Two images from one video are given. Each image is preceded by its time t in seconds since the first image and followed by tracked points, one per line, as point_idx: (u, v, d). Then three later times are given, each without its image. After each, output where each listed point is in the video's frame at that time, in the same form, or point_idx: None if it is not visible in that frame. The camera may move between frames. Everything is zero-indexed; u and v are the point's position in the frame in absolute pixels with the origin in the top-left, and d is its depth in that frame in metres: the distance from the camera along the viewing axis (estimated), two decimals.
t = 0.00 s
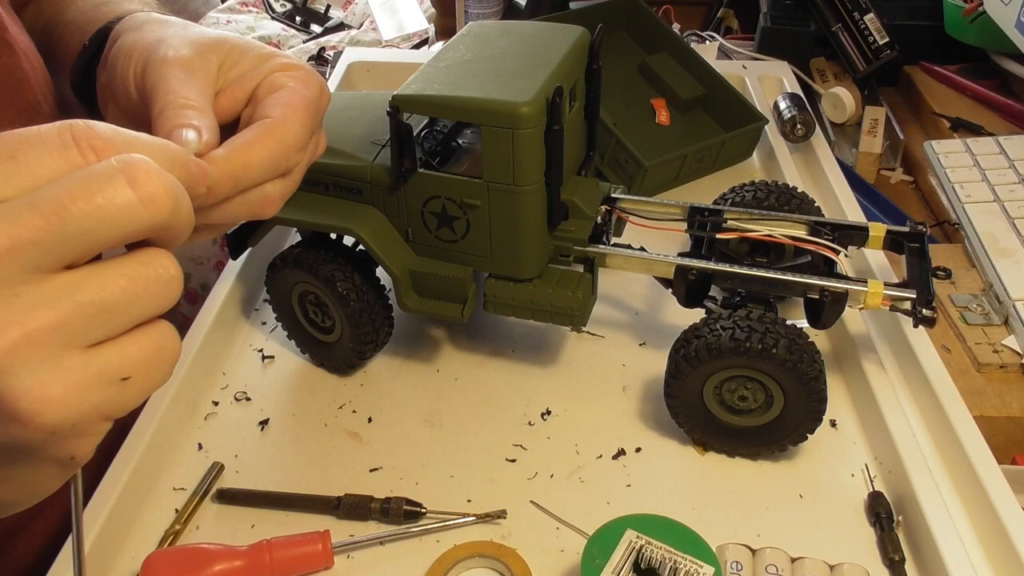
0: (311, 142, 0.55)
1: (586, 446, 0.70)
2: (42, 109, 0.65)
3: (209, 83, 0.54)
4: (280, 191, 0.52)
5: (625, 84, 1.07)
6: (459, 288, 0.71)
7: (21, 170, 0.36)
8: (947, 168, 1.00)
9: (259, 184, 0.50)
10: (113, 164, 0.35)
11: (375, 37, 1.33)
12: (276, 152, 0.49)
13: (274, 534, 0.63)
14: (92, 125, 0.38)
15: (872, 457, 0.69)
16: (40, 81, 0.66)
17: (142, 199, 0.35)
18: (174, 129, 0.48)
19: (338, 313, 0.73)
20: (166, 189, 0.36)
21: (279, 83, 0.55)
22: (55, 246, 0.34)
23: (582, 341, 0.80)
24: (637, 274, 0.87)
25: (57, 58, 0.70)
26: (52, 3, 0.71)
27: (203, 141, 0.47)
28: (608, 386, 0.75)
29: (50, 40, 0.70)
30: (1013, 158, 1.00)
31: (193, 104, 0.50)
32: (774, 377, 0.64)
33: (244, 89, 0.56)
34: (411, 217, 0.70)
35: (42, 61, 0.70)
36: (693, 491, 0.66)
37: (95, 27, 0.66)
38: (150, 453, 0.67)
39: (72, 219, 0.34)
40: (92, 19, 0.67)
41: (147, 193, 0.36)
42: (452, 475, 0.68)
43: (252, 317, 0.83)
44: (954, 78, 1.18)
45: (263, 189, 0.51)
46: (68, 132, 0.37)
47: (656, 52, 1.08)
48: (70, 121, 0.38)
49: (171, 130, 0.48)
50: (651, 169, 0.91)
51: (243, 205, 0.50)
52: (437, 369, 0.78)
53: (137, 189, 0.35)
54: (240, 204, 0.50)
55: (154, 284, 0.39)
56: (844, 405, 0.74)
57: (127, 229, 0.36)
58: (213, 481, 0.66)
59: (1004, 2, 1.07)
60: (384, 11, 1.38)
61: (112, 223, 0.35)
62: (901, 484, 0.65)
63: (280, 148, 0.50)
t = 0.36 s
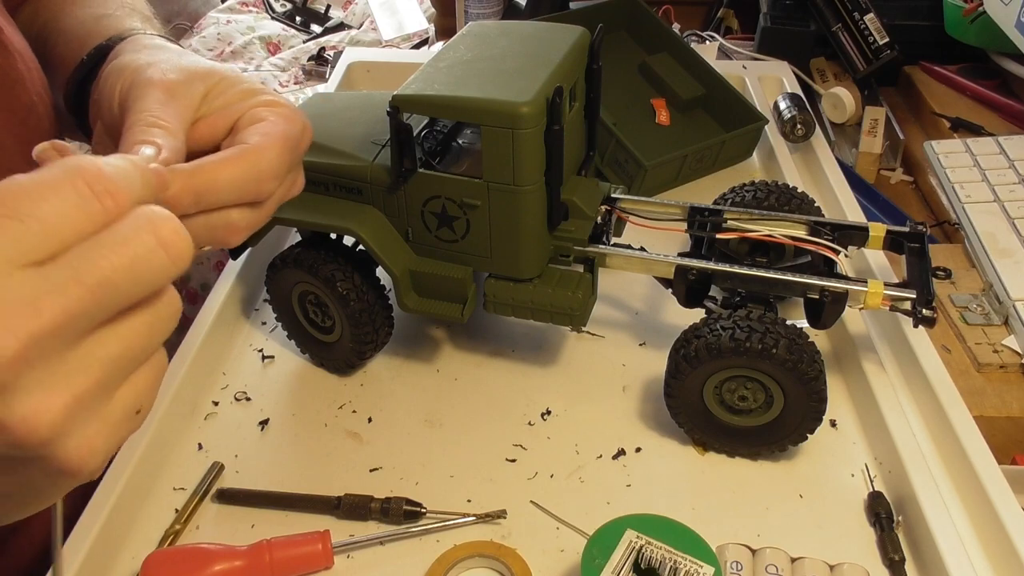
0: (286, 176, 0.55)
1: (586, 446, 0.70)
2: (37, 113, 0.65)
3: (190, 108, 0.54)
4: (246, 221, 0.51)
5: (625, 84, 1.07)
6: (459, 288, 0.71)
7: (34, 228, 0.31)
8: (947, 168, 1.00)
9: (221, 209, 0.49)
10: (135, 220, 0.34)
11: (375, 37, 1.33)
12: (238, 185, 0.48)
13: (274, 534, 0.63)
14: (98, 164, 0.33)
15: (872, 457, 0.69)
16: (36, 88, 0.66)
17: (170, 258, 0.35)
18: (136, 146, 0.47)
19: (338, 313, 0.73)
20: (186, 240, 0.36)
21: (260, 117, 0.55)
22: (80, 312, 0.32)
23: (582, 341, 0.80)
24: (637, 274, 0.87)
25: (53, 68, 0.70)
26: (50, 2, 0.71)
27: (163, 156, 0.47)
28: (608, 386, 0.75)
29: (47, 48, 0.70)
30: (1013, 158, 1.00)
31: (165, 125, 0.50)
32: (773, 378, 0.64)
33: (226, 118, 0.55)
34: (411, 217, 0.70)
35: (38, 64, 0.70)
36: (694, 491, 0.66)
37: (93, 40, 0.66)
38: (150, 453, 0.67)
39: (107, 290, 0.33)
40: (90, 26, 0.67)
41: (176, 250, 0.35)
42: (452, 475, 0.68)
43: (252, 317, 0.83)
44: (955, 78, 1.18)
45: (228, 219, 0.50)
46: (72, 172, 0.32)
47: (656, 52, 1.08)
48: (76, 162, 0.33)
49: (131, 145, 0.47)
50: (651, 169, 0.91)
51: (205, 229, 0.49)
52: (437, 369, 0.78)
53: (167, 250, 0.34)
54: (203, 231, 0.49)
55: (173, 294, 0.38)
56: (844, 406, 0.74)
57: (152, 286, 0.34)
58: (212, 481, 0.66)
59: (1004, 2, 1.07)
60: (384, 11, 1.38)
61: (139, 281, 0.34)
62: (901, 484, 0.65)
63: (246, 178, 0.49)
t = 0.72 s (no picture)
0: (297, 145, 0.55)
1: (586, 446, 0.70)
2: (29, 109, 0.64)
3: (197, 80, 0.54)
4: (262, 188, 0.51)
5: (625, 83, 1.07)
6: (459, 287, 0.71)
7: None
8: (947, 168, 1.00)
9: (239, 177, 0.49)
10: (84, 154, 0.34)
11: (375, 37, 1.33)
12: (257, 149, 0.48)
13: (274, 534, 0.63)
14: (62, 111, 0.36)
15: (872, 457, 0.69)
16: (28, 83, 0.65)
17: (112, 189, 0.34)
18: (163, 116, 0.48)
19: (338, 313, 0.73)
20: (132, 167, 0.34)
21: (266, 86, 0.55)
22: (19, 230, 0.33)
23: (582, 341, 0.80)
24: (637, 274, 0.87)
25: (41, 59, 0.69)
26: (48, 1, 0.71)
27: (191, 126, 0.48)
28: (608, 386, 0.75)
29: (33, 42, 0.69)
30: (1013, 158, 1.00)
31: (175, 96, 0.50)
32: (774, 378, 0.64)
33: (231, 89, 0.55)
34: (411, 217, 0.70)
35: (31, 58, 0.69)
36: (693, 491, 0.66)
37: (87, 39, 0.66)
38: (150, 453, 0.67)
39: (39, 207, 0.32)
40: (78, 16, 0.66)
41: (119, 181, 0.34)
42: (452, 475, 0.68)
43: (252, 317, 0.83)
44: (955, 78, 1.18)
45: (246, 185, 0.50)
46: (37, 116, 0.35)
47: (656, 52, 1.08)
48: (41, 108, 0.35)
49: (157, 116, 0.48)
50: (651, 169, 0.91)
51: (228, 199, 0.50)
52: (437, 369, 0.78)
53: (106, 178, 0.33)
54: (226, 196, 0.49)
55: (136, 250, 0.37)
56: (845, 406, 0.74)
57: (96, 221, 0.34)
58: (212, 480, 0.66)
59: (1004, 2, 1.07)
60: (384, 11, 1.38)
61: (81, 211, 0.33)
62: (901, 484, 0.65)
63: (265, 141, 0.49)
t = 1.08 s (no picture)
0: (268, 120, 0.55)
1: (586, 446, 0.70)
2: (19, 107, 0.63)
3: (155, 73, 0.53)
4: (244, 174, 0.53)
5: (625, 83, 1.07)
6: (459, 288, 0.71)
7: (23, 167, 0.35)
8: (947, 168, 1.00)
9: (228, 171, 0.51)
10: (113, 170, 0.35)
11: (375, 38, 1.33)
12: (228, 141, 0.48)
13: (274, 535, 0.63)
14: (94, 123, 0.37)
15: (872, 457, 0.69)
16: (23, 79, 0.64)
17: (144, 207, 0.35)
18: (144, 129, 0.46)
19: (337, 314, 0.73)
20: (160, 185, 0.35)
21: (221, 57, 0.55)
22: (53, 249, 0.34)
23: (581, 342, 0.80)
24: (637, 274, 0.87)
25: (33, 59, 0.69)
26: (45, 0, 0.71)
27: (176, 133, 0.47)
28: (608, 386, 0.75)
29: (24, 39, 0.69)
30: (1013, 158, 1.00)
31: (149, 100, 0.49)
32: (773, 378, 0.64)
33: (188, 69, 0.55)
34: (411, 217, 0.70)
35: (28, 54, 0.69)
36: (693, 491, 0.66)
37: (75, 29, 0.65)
38: (149, 453, 0.67)
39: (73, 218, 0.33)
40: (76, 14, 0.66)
41: (150, 200, 0.35)
42: (451, 476, 0.67)
43: (252, 317, 0.83)
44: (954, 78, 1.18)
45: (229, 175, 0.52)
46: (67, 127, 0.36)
47: (656, 52, 1.08)
48: (72, 119, 0.37)
49: (139, 131, 0.46)
50: (651, 169, 0.91)
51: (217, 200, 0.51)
52: (437, 369, 0.78)
53: (139, 197, 0.35)
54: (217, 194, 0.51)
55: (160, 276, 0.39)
56: (844, 405, 0.74)
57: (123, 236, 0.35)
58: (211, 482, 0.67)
59: (1004, 2, 1.07)
60: (384, 11, 1.38)
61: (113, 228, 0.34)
62: (901, 484, 0.65)
63: (234, 130, 0.49)
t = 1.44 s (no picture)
0: (284, 98, 0.55)
1: (586, 446, 0.70)
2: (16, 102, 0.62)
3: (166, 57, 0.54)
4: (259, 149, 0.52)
5: (625, 83, 1.07)
6: (459, 288, 0.71)
7: None
8: (947, 168, 1.00)
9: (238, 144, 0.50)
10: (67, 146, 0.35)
11: (376, 38, 1.33)
12: (237, 116, 0.48)
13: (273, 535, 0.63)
14: (44, 106, 0.38)
15: (872, 457, 0.69)
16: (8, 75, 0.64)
17: (100, 183, 0.35)
18: (146, 103, 0.47)
19: (337, 314, 0.73)
20: (115, 158, 0.35)
21: (239, 44, 0.55)
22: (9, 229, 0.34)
23: (582, 342, 0.80)
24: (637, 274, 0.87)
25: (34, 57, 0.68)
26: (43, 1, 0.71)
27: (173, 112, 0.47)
28: (608, 385, 0.75)
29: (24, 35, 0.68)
30: (1013, 158, 1.00)
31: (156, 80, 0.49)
32: (773, 378, 0.64)
33: (205, 59, 0.55)
34: (411, 217, 0.70)
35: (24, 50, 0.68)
36: (693, 492, 0.66)
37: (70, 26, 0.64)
38: (149, 454, 0.67)
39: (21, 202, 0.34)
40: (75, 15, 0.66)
41: (107, 176, 0.35)
42: (451, 476, 0.67)
43: (252, 317, 0.83)
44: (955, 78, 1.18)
45: (242, 150, 0.51)
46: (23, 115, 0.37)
47: (656, 51, 1.08)
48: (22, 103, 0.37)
49: (141, 105, 0.47)
50: (651, 169, 0.91)
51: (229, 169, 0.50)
52: (437, 369, 0.78)
53: (94, 174, 0.35)
54: (229, 166, 0.50)
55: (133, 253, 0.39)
56: (844, 405, 0.74)
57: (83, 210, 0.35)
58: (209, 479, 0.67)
59: (1004, 2, 1.07)
60: (384, 10, 1.38)
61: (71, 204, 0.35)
62: (901, 484, 0.65)
63: (248, 103, 0.49)
